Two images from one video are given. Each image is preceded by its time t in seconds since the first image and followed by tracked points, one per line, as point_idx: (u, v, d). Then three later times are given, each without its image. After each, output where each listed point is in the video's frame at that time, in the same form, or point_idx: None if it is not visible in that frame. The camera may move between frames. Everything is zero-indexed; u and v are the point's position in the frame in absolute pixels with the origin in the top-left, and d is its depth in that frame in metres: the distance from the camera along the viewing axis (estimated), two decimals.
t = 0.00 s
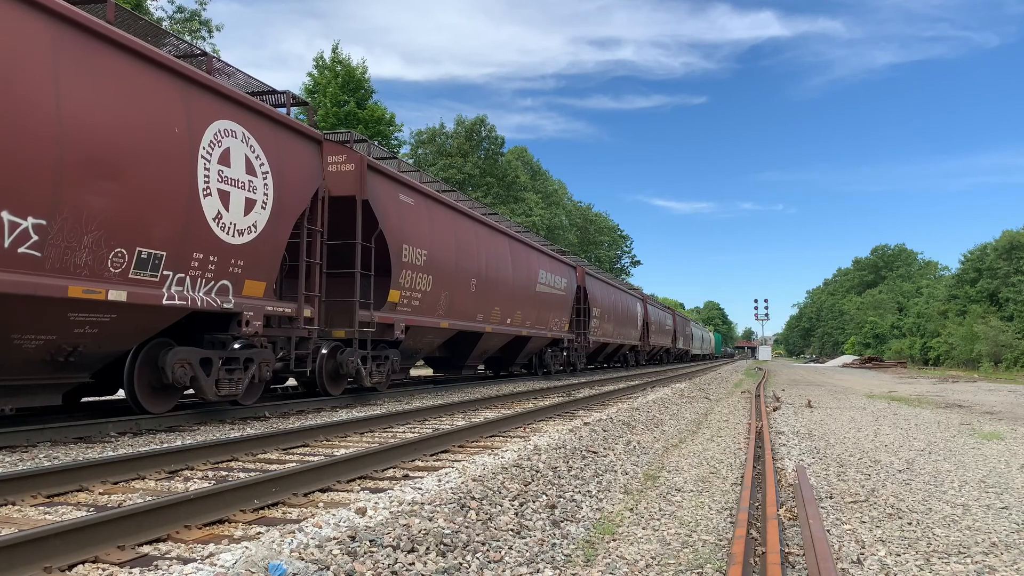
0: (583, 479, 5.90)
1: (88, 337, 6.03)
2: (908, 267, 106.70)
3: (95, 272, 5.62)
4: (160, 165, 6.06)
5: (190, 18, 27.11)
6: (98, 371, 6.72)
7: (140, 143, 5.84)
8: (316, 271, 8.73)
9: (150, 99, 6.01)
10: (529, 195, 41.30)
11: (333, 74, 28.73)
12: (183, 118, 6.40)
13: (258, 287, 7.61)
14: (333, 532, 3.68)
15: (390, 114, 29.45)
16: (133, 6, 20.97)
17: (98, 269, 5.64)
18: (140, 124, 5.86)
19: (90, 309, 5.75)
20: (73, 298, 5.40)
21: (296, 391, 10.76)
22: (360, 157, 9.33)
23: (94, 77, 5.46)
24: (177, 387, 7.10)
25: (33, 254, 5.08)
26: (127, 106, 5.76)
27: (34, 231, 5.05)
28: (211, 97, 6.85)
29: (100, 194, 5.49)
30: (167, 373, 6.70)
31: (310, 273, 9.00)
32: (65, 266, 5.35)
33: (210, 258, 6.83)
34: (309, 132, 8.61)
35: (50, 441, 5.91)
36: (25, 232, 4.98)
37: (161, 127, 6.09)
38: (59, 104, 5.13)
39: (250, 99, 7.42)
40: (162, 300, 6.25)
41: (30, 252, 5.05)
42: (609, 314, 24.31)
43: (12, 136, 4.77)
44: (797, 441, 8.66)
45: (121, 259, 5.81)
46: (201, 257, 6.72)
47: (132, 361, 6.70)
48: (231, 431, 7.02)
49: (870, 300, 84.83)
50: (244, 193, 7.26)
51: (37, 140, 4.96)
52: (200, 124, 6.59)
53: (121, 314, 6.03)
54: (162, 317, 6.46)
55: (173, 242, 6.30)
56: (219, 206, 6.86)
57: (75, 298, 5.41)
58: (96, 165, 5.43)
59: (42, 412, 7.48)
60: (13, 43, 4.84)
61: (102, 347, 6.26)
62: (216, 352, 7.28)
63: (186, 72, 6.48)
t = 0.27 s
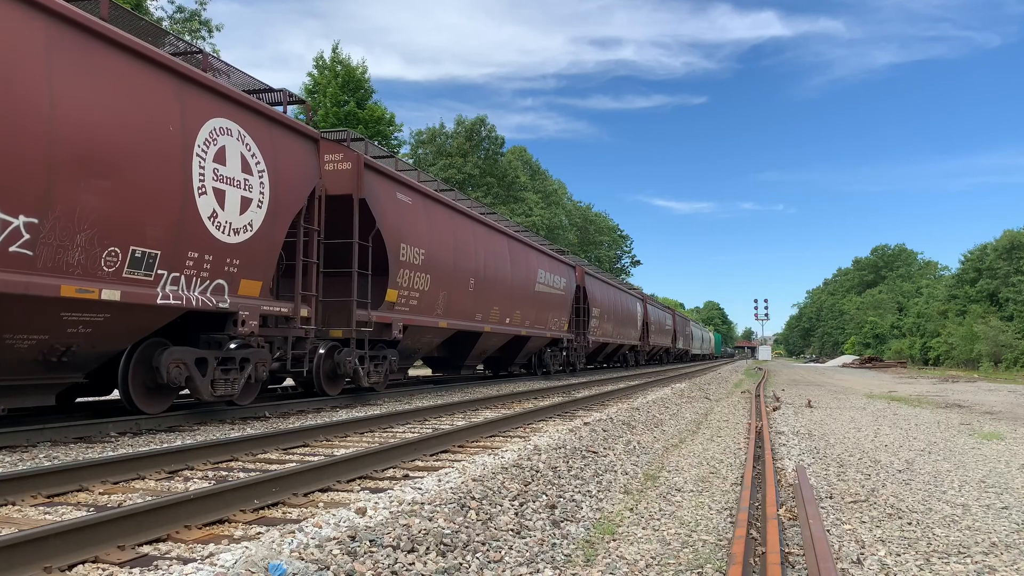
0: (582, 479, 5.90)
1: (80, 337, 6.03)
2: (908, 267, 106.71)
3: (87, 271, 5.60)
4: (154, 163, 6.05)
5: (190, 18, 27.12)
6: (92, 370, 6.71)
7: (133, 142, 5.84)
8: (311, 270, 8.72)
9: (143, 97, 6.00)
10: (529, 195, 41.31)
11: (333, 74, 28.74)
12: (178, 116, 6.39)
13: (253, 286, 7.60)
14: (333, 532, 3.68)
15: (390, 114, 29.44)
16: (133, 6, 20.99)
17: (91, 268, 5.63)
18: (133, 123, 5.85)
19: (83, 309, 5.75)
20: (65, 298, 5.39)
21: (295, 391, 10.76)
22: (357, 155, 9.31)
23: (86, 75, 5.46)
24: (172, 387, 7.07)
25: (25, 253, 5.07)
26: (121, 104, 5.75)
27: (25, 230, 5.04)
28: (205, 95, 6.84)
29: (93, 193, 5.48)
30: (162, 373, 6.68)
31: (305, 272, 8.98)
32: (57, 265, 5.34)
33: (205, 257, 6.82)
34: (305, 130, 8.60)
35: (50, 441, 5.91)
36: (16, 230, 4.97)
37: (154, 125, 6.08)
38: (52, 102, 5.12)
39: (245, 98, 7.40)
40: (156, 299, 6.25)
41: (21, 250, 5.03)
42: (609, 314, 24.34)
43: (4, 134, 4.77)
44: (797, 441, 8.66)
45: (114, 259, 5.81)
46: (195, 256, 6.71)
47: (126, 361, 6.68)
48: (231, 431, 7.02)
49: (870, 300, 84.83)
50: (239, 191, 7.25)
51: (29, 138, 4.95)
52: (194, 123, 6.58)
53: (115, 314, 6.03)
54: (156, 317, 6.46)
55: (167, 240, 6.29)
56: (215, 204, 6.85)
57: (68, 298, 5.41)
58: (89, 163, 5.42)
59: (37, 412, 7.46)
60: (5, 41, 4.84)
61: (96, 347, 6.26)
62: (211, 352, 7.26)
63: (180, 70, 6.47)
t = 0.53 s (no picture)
0: (582, 479, 5.90)
1: (77, 336, 6.02)
2: (908, 267, 106.72)
3: (83, 271, 5.61)
4: (150, 162, 6.04)
5: (189, 18, 27.12)
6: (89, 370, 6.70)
7: (131, 141, 5.84)
8: (309, 271, 8.71)
9: (140, 96, 6.00)
10: (529, 195, 41.33)
11: (332, 74, 28.74)
12: (176, 116, 6.40)
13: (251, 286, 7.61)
14: (333, 532, 3.68)
15: (390, 114, 29.44)
16: (133, 6, 21.00)
17: (87, 268, 5.64)
18: (129, 121, 5.84)
19: (79, 309, 5.75)
20: (60, 297, 5.39)
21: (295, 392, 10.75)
22: (356, 155, 9.31)
23: (83, 74, 5.46)
24: (169, 387, 7.06)
25: (19, 252, 5.07)
26: (118, 104, 5.76)
27: (20, 229, 5.04)
28: (202, 94, 6.83)
29: (90, 192, 5.49)
30: (159, 372, 6.66)
31: (303, 272, 8.97)
32: (52, 264, 5.34)
33: (202, 257, 6.82)
34: (303, 129, 8.60)
35: (50, 441, 5.91)
36: (11, 229, 4.97)
37: (152, 125, 6.09)
38: (48, 101, 5.13)
39: (242, 97, 7.39)
40: (152, 298, 6.25)
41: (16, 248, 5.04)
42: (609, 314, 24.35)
43: None
44: (797, 441, 8.66)
45: (110, 258, 5.81)
46: (192, 256, 6.71)
47: (123, 361, 6.68)
48: (231, 431, 7.02)
49: (870, 300, 84.83)
50: (237, 191, 7.25)
51: (23, 137, 4.95)
52: (192, 123, 6.59)
53: (111, 314, 6.03)
54: (152, 316, 6.45)
55: (163, 240, 6.29)
56: (212, 203, 6.85)
57: (63, 297, 5.41)
58: (85, 162, 5.43)
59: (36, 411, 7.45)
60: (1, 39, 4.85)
61: (92, 347, 6.26)
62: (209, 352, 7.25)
63: (176, 69, 6.47)
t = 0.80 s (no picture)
0: (582, 479, 5.90)
1: (73, 336, 6.02)
2: (908, 267, 106.74)
3: (78, 270, 5.61)
4: (146, 161, 6.04)
5: (190, 18, 27.12)
6: (86, 369, 6.68)
7: (127, 140, 5.84)
8: (307, 270, 8.70)
9: (137, 94, 6.00)
10: (529, 195, 41.38)
11: (332, 74, 28.74)
12: (173, 115, 6.40)
13: (249, 286, 7.61)
14: (333, 532, 3.68)
15: (390, 113, 29.44)
16: (133, 6, 21.02)
17: (82, 268, 5.64)
18: (126, 120, 5.84)
19: (75, 309, 5.74)
20: (55, 297, 5.39)
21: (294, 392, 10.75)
22: (354, 154, 9.29)
23: (79, 73, 5.46)
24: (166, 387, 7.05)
25: (14, 251, 5.06)
26: (114, 103, 5.76)
27: (15, 228, 5.03)
28: (199, 93, 6.83)
29: (85, 192, 5.49)
30: (155, 373, 6.65)
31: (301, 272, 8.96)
32: (47, 263, 5.34)
33: (199, 257, 6.83)
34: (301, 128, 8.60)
35: (51, 441, 5.91)
36: (5, 228, 4.97)
37: (148, 124, 6.08)
38: (44, 100, 5.13)
39: (241, 95, 7.41)
40: (149, 297, 6.25)
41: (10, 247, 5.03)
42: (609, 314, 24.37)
43: None
44: (797, 441, 8.66)
45: (106, 258, 5.81)
46: (189, 256, 6.71)
47: (119, 363, 6.65)
48: (231, 431, 7.03)
49: (870, 300, 84.83)
50: (235, 191, 7.25)
51: (18, 135, 4.95)
52: (189, 122, 6.58)
53: (107, 314, 6.03)
54: (149, 316, 6.45)
55: (159, 239, 6.29)
56: (209, 202, 6.85)
57: (58, 297, 5.40)
58: (81, 161, 5.43)
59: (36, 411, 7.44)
60: None
61: (89, 347, 6.25)
62: (205, 351, 7.24)
63: (173, 67, 6.48)
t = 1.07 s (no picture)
0: (582, 479, 5.90)
1: (62, 336, 6.00)
2: (908, 267, 106.75)
3: (66, 268, 5.60)
4: (138, 160, 6.03)
5: (189, 18, 27.12)
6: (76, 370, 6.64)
7: (117, 138, 5.83)
8: (302, 268, 8.70)
9: (129, 92, 6.00)
10: (529, 194, 41.36)
11: (332, 74, 28.74)
12: (165, 113, 6.39)
13: (242, 285, 7.61)
14: (333, 532, 3.68)
15: (390, 113, 29.45)
16: (133, 6, 21.03)
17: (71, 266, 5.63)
18: (116, 118, 5.83)
19: (65, 308, 5.74)
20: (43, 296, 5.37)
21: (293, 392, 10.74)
22: (352, 153, 9.28)
23: (69, 70, 5.45)
24: (159, 387, 7.05)
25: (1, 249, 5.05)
26: (105, 100, 5.75)
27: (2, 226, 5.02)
28: (193, 91, 6.83)
29: (74, 189, 5.48)
30: (147, 373, 6.63)
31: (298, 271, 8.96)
32: (35, 261, 5.33)
33: (192, 255, 6.83)
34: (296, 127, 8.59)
35: (50, 441, 5.91)
36: None
37: (140, 122, 6.07)
38: (32, 97, 5.12)
39: (236, 93, 7.42)
40: (141, 297, 6.26)
41: None
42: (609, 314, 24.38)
43: None
44: (797, 441, 8.66)
45: (96, 256, 5.81)
46: (181, 255, 6.71)
47: (110, 363, 6.63)
48: (231, 431, 7.03)
49: (870, 300, 84.83)
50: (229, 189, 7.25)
51: (6, 132, 4.94)
52: (181, 120, 6.58)
53: (97, 313, 6.02)
54: (140, 316, 6.44)
55: (151, 238, 6.28)
56: (202, 200, 6.84)
57: (47, 295, 5.39)
58: (70, 159, 5.42)
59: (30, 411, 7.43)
60: None
61: (78, 347, 6.24)
62: (198, 351, 7.22)
63: (166, 65, 6.46)
